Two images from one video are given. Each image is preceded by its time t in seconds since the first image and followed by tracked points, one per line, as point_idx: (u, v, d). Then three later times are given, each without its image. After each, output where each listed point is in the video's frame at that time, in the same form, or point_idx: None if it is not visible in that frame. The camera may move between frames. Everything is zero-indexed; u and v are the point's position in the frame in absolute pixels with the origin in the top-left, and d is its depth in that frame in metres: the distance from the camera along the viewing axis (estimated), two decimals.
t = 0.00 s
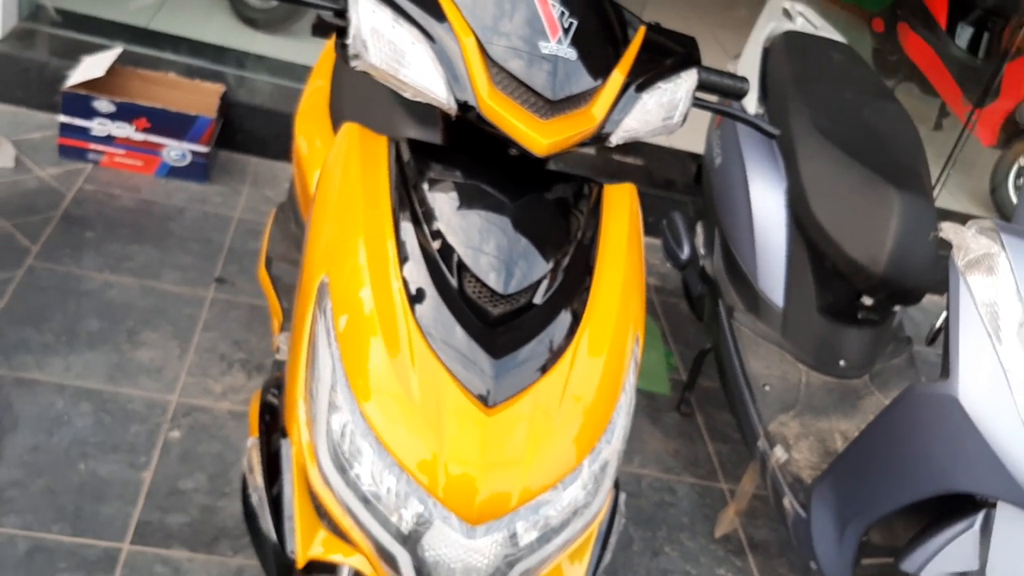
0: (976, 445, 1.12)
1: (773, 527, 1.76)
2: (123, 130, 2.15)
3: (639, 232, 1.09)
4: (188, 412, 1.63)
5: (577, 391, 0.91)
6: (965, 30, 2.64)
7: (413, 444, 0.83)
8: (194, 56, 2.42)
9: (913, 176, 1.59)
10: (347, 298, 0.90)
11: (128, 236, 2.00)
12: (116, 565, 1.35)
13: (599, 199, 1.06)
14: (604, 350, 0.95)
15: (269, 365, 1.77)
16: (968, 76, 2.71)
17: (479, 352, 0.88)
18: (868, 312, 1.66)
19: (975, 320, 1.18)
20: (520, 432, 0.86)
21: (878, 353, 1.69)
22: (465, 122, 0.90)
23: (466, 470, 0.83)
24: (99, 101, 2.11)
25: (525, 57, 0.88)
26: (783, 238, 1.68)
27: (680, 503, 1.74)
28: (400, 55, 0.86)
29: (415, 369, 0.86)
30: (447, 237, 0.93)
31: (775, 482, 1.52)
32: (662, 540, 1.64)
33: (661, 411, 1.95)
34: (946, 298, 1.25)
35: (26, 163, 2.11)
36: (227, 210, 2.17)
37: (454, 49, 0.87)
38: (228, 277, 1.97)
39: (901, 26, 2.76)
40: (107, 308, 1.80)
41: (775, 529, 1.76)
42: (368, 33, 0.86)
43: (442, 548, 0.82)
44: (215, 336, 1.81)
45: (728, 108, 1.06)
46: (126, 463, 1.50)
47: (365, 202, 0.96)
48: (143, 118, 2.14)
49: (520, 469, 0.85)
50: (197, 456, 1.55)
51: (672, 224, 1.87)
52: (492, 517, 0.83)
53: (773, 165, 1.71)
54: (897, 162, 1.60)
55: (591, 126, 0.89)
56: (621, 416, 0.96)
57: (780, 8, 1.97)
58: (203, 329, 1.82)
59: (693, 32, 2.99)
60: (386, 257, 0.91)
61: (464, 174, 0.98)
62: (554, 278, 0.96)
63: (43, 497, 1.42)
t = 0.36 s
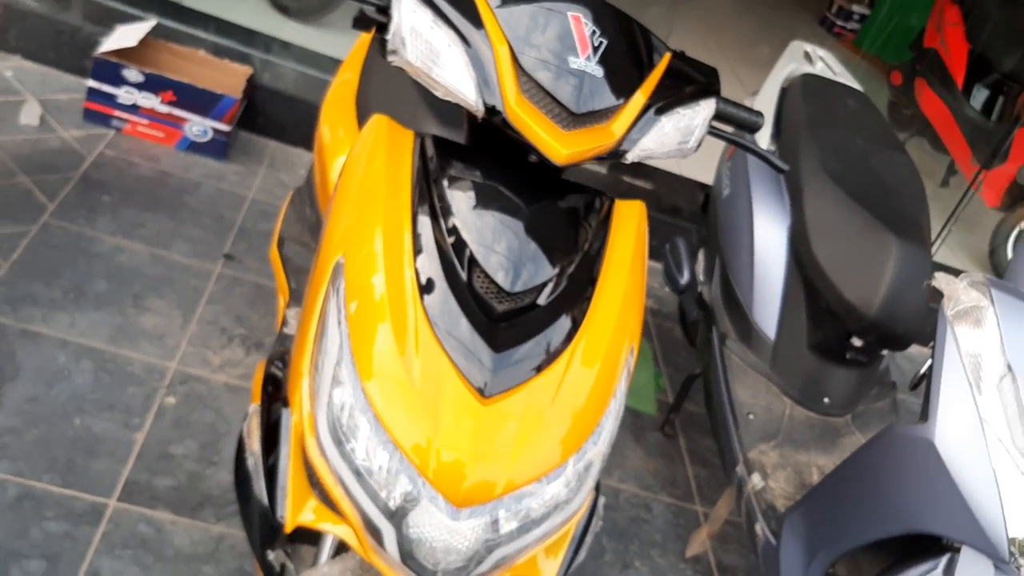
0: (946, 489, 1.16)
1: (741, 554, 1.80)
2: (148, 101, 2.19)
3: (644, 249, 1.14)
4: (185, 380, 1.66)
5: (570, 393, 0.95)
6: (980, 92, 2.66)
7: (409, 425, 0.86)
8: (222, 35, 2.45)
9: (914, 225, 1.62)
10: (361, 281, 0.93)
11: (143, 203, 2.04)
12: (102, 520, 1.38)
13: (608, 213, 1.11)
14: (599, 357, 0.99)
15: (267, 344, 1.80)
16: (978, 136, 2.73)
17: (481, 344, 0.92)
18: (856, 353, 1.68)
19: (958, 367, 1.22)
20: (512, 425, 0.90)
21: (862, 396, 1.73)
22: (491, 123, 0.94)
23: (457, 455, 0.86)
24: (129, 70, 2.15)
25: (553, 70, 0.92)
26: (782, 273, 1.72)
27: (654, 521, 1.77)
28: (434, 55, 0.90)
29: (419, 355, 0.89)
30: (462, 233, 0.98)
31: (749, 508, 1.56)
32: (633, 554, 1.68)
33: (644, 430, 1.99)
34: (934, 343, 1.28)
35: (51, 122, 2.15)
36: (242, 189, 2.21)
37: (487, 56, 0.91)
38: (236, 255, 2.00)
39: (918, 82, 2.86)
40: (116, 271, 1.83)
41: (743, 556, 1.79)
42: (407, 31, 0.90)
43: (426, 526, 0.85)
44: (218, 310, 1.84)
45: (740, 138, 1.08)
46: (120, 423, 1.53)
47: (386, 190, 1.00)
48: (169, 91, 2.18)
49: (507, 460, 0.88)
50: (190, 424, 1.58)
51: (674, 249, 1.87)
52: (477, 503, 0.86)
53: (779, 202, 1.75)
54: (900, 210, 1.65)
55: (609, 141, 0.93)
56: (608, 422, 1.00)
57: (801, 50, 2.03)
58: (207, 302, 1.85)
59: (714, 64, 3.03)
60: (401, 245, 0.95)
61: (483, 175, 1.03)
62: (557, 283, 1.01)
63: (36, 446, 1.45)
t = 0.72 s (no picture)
0: (916, 525, 1.21)
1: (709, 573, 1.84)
2: (175, 71, 2.22)
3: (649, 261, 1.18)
4: (185, 345, 1.69)
5: (564, 390, 0.98)
6: (989, 149, 2.70)
7: (408, 404, 0.90)
8: (250, 14, 2.43)
9: (909, 268, 1.67)
10: (375, 261, 0.97)
11: (160, 170, 2.07)
12: (92, 472, 1.41)
13: (617, 223, 1.15)
14: (595, 359, 1.02)
15: (268, 320, 1.82)
16: (981, 193, 2.75)
17: (484, 333, 0.96)
18: (841, 388, 1.72)
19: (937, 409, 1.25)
20: (506, 413, 0.93)
21: (844, 429, 1.77)
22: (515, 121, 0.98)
23: (450, 436, 0.90)
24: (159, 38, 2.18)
25: (580, 78, 0.96)
26: (777, 304, 1.74)
27: (628, 531, 1.81)
28: (468, 52, 0.94)
29: (424, 337, 0.92)
30: (477, 225, 1.01)
31: (722, 526, 1.63)
32: (604, 562, 1.71)
33: (627, 442, 2.02)
34: (919, 383, 1.31)
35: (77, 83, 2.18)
36: (257, 167, 2.24)
37: (519, 58, 0.95)
38: (245, 229, 2.03)
39: (929, 133, 2.93)
40: (128, 232, 1.86)
41: None
42: (444, 27, 0.93)
43: (414, 500, 0.88)
44: (223, 281, 1.87)
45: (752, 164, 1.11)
46: (118, 380, 1.56)
47: (408, 178, 1.03)
48: (196, 63, 2.21)
49: (498, 446, 0.92)
50: (186, 388, 1.61)
51: (674, 271, 1.91)
52: (465, 484, 0.90)
53: (782, 234, 1.78)
54: (898, 253, 1.68)
55: (626, 151, 0.97)
56: (597, 422, 1.03)
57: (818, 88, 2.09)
58: (213, 273, 1.88)
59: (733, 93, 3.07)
60: (417, 232, 0.98)
61: (503, 173, 1.07)
62: (562, 284, 1.04)
63: (35, 394, 1.48)
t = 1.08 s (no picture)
0: (882, 557, 1.25)
1: None
2: (205, 44, 2.25)
3: (653, 274, 1.22)
4: (188, 311, 1.71)
5: (558, 386, 1.02)
6: (994, 209, 2.64)
7: (408, 381, 0.93)
8: None
9: (904, 313, 1.67)
10: (393, 243, 1.00)
11: (181, 138, 2.10)
12: (86, 423, 1.44)
13: (625, 234, 1.19)
14: (590, 360, 1.06)
15: (272, 296, 1.85)
16: (981, 252, 2.68)
17: (489, 323, 0.99)
18: (825, 421, 1.74)
19: (917, 447, 1.27)
20: (501, 402, 0.96)
21: (823, 462, 1.82)
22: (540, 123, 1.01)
23: (447, 417, 0.93)
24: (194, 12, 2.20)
25: (605, 89, 1.00)
26: (771, 331, 1.78)
27: (601, 541, 1.84)
28: (502, 53, 0.97)
29: (431, 319, 0.96)
30: (492, 219, 1.05)
31: (694, 543, 1.68)
32: (575, 568, 1.74)
33: (610, 454, 2.05)
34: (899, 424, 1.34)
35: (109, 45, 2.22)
36: (275, 146, 2.26)
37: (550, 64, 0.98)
38: (258, 206, 2.05)
39: (935, 187, 2.94)
40: (144, 195, 1.89)
41: None
42: (482, 27, 0.96)
43: (405, 475, 0.92)
44: (232, 254, 1.89)
45: (763, 191, 1.14)
46: (120, 337, 1.59)
47: (431, 168, 1.07)
48: (226, 39, 2.23)
49: (490, 432, 0.95)
50: (185, 352, 1.64)
51: (672, 291, 1.95)
52: (455, 464, 0.93)
53: (782, 266, 1.81)
54: (895, 297, 1.70)
55: (643, 164, 1.00)
56: (586, 421, 1.07)
57: (832, 128, 2.15)
58: (223, 244, 1.90)
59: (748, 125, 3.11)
60: (435, 220, 1.02)
61: (522, 173, 1.10)
62: (567, 285, 1.08)
63: (38, 342, 1.51)
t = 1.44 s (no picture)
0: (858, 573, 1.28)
1: None
2: (227, 28, 2.28)
3: (653, 281, 1.25)
4: (192, 288, 1.74)
5: (555, 381, 1.05)
6: (990, 249, 2.68)
7: (412, 365, 0.96)
8: None
9: (895, 340, 1.70)
10: (405, 231, 1.04)
11: (197, 118, 2.13)
12: (87, 388, 1.47)
13: (629, 240, 1.23)
14: (586, 359, 1.09)
15: (275, 279, 1.87)
16: (974, 288, 2.71)
17: (493, 314, 1.02)
18: (808, 441, 1.77)
19: (897, 472, 1.31)
20: (499, 392, 0.99)
21: (804, 482, 1.85)
22: (557, 124, 1.05)
23: (446, 401, 0.96)
24: None
25: (621, 97, 1.03)
26: (762, 349, 1.81)
27: (582, 544, 1.86)
28: (524, 54, 1.01)
29: (438, 306, 0.99)
30: (501, 216, 1.08)
31: (673, 550, 1.72)
32: (554, 568, 1.77)
33: (596, 460, 2.08)
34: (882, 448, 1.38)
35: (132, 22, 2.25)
36: (288, 133, 2.29)
37: (570, 68, 1.01)
38: (267, 190, 2.08)
39: (934, 223, 2.99)
40: (157, 171, 1.92)
41: None
42: (507, 29, 1.00)
43: (402, 454, 0.95)
44: (239, 235, 1.92)
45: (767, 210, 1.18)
46: (125, 307, 1.62)
47: (447, 162, 1.10)
48: (248, 24, 2.26)
49: (487, 420, 0.98)
50: (187, 327, 1.66)
51: (668, 304, 1.99)
52: (451, 448, 0.96)
53: (778, 286, 1.83)
54: (885, 324, 1.72)
55: (651, 173, 1.03)
56: (579, 417, 1.10)
57: (836, 156, 2.18)
58: (231, 225, 1.93)
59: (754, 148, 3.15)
60: (447, 212, 1.05)
61: (535, 173, 1.14)
62: (570, 284, 1.11)
63: (46, 306, 1.54)
